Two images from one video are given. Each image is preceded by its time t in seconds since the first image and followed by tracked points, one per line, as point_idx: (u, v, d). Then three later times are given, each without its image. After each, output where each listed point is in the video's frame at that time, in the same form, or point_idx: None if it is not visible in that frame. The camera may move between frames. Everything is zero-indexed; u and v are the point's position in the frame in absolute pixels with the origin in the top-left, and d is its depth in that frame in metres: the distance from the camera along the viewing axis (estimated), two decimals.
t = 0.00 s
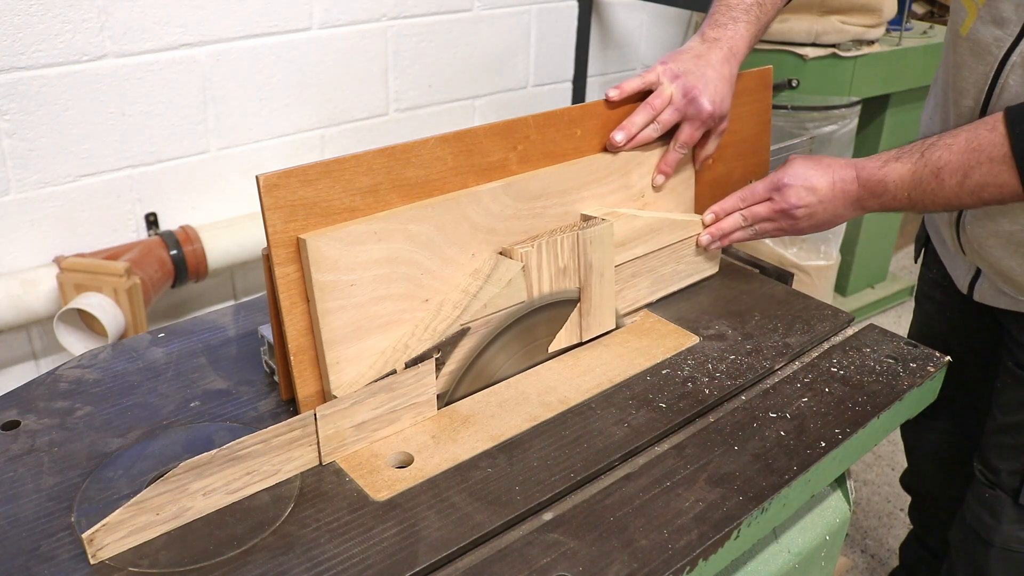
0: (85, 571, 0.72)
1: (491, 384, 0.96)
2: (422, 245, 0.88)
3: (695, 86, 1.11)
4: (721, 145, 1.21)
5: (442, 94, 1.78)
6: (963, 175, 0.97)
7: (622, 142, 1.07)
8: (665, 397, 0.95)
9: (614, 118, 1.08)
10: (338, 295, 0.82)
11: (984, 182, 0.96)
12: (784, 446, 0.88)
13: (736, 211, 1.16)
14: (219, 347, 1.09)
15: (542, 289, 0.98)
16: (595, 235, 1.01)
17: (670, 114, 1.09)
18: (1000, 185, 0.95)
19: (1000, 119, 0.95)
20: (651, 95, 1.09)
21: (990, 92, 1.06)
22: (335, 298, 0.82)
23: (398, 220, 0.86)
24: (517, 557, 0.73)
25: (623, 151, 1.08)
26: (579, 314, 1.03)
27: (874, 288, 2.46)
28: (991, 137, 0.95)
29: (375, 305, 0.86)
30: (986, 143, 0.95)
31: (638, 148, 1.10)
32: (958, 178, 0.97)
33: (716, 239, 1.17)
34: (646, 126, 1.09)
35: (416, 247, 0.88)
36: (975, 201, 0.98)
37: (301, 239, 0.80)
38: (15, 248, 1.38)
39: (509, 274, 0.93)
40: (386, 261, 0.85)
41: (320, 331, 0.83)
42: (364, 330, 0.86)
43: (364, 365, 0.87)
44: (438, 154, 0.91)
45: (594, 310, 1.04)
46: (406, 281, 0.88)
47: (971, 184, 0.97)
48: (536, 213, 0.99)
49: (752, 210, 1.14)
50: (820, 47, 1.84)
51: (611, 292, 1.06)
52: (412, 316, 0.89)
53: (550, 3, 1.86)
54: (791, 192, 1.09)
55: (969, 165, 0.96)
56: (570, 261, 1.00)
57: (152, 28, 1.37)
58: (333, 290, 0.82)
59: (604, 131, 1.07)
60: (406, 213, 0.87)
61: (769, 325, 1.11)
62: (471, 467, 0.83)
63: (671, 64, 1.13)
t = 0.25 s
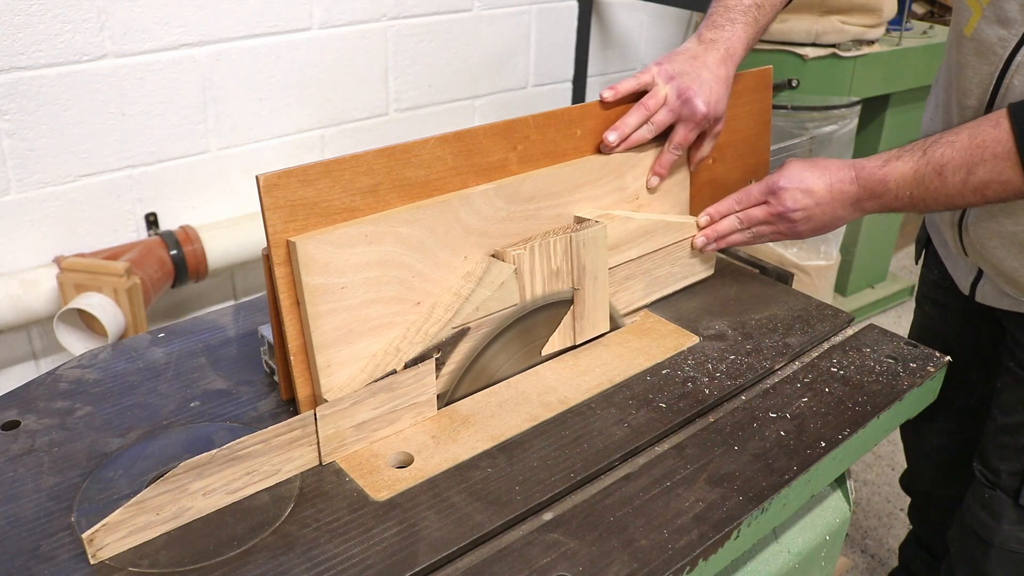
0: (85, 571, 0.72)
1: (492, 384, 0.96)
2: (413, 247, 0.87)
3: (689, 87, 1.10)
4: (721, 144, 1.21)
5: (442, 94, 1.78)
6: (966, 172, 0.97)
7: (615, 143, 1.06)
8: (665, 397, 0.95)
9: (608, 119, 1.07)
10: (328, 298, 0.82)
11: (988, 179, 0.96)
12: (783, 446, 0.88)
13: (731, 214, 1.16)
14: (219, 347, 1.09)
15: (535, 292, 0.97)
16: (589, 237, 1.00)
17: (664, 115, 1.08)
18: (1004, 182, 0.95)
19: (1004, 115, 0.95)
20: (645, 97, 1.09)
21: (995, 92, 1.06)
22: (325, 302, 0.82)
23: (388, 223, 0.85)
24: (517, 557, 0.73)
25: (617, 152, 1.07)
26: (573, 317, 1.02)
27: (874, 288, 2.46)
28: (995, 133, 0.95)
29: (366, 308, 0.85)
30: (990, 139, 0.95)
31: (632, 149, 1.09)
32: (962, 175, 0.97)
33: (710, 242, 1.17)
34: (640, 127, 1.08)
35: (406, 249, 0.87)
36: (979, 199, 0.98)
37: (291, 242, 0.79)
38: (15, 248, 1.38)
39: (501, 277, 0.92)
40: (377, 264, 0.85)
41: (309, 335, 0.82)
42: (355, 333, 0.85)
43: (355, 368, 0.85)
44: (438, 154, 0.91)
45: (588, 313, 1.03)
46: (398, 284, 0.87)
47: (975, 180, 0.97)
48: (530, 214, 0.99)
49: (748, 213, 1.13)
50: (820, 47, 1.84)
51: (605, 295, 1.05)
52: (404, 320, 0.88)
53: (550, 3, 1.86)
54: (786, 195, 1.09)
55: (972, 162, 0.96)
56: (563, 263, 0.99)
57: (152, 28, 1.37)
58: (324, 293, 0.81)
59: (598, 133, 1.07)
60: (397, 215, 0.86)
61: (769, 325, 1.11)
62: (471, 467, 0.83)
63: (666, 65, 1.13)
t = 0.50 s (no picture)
0: (85, 571, 0.72)
1: (492, 384, 0.96)
2: (407, 250, 0.87)
3: (686, 88, 1.11)
4: (721, 143, 1.21)
5: (442, 94, 1.78)
6: (972, 163, 0.97)
7: (611, 143, 1.06)
8: (665, 397, 0.95)
9: (604, 119, 1.07)
10: (321, 300, 0.81)
11: (992, 171, 0.96)
12: (784, 446, 0.88)
13: (732, 212, 1.15)
14: (219, 347, 1.09)
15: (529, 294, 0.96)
16: (584, 239, 0.99)
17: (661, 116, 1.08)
18: (1008, 174, 0.95)
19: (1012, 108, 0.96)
20: (642, 97, 1.09)
21: (1003, 95, 1.06)
22: (318, 304, 0.81)
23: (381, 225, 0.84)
24: (517, 557, 0.73)
25: (613, 154, 1.07)
26: (568, 318, 1.02)
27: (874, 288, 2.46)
28: (1002, 125, 0.95)
29: (360, 310, 0.84)
30: (997, 131, 0.95)
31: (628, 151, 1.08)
32: (966, 166, 0.98)
33: (715, 242, 1.16)
34: (636, 127, 1.07)
35: (401, 251, 0.86)
36: (982, 190, 0.98)
37: (284, 243, 0.79)
38: (15, 248, 1.38)
39: (496, 279, 0.92)
40: (370, 266, 0.84)
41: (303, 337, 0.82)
42: (348, 335, 0.84)
43: (348, 370, 0.85)
44: (438, 154, 0.91)
45: (583, 315, 1.02)
46: (392, 285, 0.87)
47: (978, 172, 0.97)
48: (525, 216, 0.98)
49: (748, 209, 1.13)
50: (820, 47, 1.84)
51: (601, 296, 1.04)
52: (397, 321, 0.88)
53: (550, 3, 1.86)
54: (784, 185, 1.08)
55: (978, 153, 0.96)
56: (558, 265, 0.98)
57: (152, 28, 1.37)
58: (317, 295, 0.81)
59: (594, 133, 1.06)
60: (391, 217, 0.85)
61: (769, 325, 1.11)
62: (471, 467, 0.83)
63: (663, 66, 1.13)
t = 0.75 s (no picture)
0: (86, 571, 0.72)
1: (492, 384, 0.96)
2: (402, 252, 0.87)
3: (683, 89, 1.10)
4: (721, 144, 1.21)
5: (442, 94, 1.78)
6: None
7: (606, 144, 1.05)
8: (665, 397, 0.95)
9: (599, 120, 1.07)
10: (316, 303, 0.81)
11: None
12: (784, 446, 0.88)
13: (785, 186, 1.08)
14: (219, 347, 1.09)
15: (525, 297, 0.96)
16: (580, 240, 0.99)
17: (657, 117, 1.08)
18: None
19: None
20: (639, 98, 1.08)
21: (1015, 97, 1.06)
22: (312, 306, 0.80)
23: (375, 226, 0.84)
24: (517, 557, 0.73)
25: (609, 155, 1.07)
26: (563, 321, 1.01)
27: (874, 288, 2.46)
28: None
29: (354, 313, 0.83)
30: None
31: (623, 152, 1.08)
32: None
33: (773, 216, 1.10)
34: (632, 128, 1.07)
35: (396, 253, 0.86)
36: None
37: (278, 246, 0.78)
38: (16, 248, 1.38)
39: (491, 280, 0.91)
40: (365, 268, 0.84)
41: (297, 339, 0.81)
42: (342, 338, 0.83)
43: (342, 373, 0.84)
44: (438, 154, 0.91)
45: (579, 317, 1.02)
46: (386, 287, 0.86)
47: None
48: (521, 217, 0.98)
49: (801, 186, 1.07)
50: (820, 46, 1.84)
51: (597, 299, 1.04)
52: (392, 324, 0.87)
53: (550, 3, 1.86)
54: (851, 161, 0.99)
55: None
56: (554, 267, 0.97)
57: (152, 28, 1.37)
58: (311, 297, 0.80)
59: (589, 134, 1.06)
60: (385, 219, 0.85)
61: (768, 326, 1.11)
62: (471, 467, 0.83)
63: (660, 66, 1.12)
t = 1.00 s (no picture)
0: (86, 571, 0.72)
1: (492, 384, 0.96)
2: (395, 254, 0.87)
3: (678, 90, 1.09)
4: (721, 144, 1.21)
5: (442, 94, 1.78)
6: None
7: (601, 146, 1.05)
8: (665, 397, 0.95)
9: (594, 122, 1.06)
10: (307, 305, 0.81)
11: None
12: (784, 446, 0.88)
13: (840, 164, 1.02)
14: (219, 347, 1.09)
15: (518, 299, 0.95)
16: (574, 243, 0.98)
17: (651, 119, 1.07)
18: None
19: None
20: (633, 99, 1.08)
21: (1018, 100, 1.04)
22: (303, 309, 0.81)
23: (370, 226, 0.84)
24: (517, 557, 0.73)
25: (604, 156, 1.06)
26: (557, 323, 1.00)
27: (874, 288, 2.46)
28: None
29: (345, 315, 0.84)
30: None
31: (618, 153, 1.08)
32: None
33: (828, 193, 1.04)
34: (627, 130, 1.07)
35: (389, 256, 0.86)
36: None
37: (268, 249, 0.78)
38: (16, 248, 1.38)
39: (483, 283, 0.91)
40: (356, 271, 0.84)
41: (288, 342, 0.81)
42: (333, 341, 0.84)
43: (334, 376, 0.85)
44: (438, 154, 0.91)
45: (573, 319, 1.01)
46: (378, 290, 0.86)
47: None
48: (516, 219, 0.97)
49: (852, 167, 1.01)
50: (820, 46, 1.84)
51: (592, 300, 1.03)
52: (383, 326, 0.87)
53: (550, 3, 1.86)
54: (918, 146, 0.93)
55: None
56: (547, 269, 0.96)
57: (152, 28, 1.37)
58: (302, 300, 0.81)
59: (584, 135, 1.05)
60: (376, 220, 0.85)
61: (768, 326, 1.11)
62: (471, 467, 0.83)
63: (655, 67, 1.11)
